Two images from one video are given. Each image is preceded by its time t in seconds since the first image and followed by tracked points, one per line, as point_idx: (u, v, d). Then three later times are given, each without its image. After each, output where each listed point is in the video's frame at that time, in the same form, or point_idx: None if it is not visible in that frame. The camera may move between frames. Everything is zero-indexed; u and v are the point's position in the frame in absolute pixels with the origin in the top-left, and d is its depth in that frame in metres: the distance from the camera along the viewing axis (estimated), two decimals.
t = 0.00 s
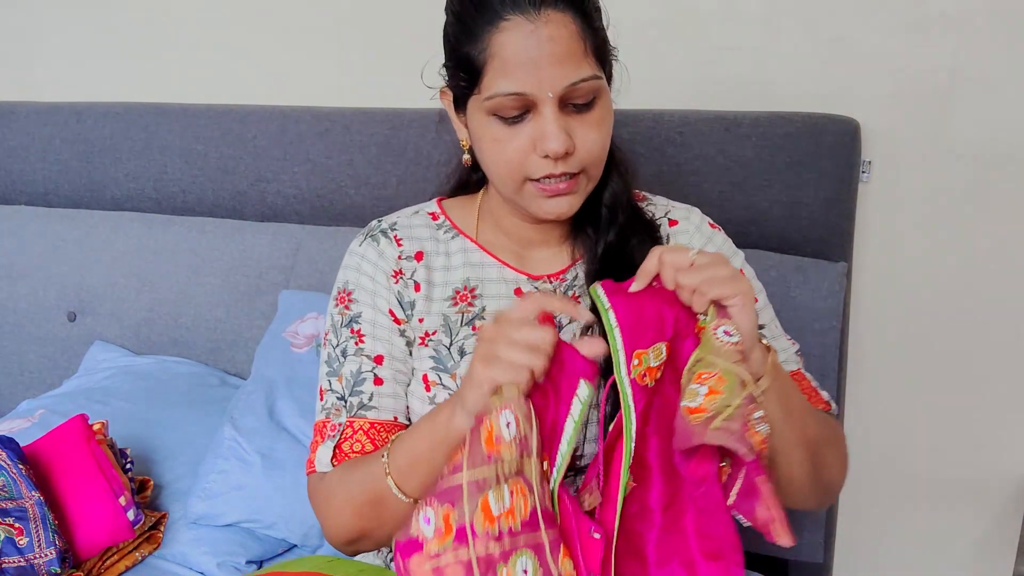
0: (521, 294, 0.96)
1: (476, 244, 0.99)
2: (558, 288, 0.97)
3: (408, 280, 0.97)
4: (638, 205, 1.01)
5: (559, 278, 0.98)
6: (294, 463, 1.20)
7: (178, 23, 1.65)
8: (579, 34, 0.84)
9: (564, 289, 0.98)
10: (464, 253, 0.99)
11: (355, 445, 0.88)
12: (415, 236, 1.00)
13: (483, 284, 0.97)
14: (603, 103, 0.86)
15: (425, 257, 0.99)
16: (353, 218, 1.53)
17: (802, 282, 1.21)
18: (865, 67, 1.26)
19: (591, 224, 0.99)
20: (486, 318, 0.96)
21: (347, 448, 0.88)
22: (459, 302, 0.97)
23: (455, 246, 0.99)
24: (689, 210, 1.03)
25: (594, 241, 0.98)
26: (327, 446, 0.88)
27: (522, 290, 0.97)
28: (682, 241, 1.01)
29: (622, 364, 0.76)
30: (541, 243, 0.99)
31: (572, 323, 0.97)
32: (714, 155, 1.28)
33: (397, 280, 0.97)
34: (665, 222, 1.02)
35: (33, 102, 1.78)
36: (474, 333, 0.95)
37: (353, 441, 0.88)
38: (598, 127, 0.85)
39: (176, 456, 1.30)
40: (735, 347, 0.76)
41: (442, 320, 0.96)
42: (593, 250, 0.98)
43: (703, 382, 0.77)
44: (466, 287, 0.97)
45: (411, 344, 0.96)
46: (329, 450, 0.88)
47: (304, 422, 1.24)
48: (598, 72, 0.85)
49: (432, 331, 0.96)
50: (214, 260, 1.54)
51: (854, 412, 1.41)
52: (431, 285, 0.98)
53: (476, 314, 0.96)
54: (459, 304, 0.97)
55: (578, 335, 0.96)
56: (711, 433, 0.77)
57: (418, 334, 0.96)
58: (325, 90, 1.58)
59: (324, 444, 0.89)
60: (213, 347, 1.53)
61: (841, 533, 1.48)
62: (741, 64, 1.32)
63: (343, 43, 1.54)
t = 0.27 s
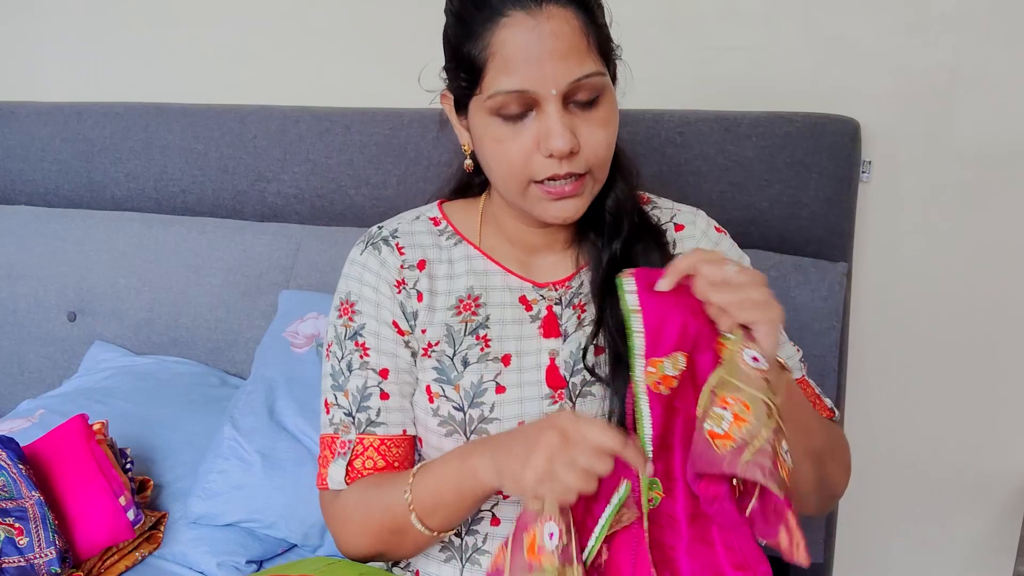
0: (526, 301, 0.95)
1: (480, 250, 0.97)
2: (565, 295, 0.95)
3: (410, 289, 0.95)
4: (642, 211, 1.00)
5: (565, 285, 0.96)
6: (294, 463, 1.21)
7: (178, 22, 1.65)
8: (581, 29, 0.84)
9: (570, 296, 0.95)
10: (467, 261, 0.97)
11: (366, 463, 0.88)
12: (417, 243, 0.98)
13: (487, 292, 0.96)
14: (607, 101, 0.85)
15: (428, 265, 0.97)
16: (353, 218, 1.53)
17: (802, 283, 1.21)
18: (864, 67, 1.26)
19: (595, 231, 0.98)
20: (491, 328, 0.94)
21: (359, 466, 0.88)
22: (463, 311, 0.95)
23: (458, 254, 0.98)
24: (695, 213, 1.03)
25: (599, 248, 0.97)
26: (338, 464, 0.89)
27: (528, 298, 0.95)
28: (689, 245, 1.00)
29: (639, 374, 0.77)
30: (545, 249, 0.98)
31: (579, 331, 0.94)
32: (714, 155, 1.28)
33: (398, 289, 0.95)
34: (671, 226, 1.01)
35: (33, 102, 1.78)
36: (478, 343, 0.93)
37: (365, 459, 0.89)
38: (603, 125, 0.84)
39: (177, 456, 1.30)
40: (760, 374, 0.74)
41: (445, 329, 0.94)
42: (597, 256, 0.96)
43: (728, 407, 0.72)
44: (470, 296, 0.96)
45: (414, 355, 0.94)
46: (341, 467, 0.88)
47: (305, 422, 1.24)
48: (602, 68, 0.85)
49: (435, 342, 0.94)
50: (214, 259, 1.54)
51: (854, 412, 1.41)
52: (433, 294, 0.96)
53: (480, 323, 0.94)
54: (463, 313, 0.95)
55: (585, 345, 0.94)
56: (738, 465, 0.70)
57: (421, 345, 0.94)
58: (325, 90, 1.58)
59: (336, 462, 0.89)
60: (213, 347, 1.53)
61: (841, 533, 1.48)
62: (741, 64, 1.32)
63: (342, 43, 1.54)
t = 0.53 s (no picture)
0: (528, 298, 0.94)
1: (481, 245, 0.96)
2: (566, 293, 0.95)
3: (412, 281, 0.94)
4: (644, 213, 1.00)
5: (567, 284, 0.96)
6: (293, 463, 1.20)
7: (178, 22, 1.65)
8: (584, 14, 0.84)
9: (571, 294, 0.95)
10: (470, 255, 0.96)
11: (345, 445, 0.82)
12: (421, 235, 0.97)
13: (489, 288, 0.95)
14: (606, 88, 0.86)
15: (430, 258, 0.96)
16: (353, 218, 1.53)
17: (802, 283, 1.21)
18: (864, 66, 1.26)
19: (594, 231, 0.98)
20: (492, 324, 0.94)
21: (336, 449, 0.81)
22: (465, 306, 0.94)
23: (461, 248, 0.97)
24: (697, 211, 1.02)
25: (599, 249, 0.96)
26: (316, 444, 0.82)
27: (529, 295, 0.94)
28: (690, 244, 1.00)
29: (699, 383, 0.75)
30: (545, 246, 0.97)
31: (579, 330, 0.94)
32: (714, 154, 1.27)
33: (400, 280, 0.93)
34: (673, 225, 1.01)
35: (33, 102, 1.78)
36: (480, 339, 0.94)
37: (344, 441, 0.82)
38: (601, 110, 0.84)
39: (177, 455, 1.30)
40: (851, 390, 0.74)
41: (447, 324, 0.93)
42: (597, 257, 0.96)
43: (829, 427, 0.72)
44: (471, 291, 0.95)
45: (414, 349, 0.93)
46: (318, 448, 0.82)
47: (305, 421, 1.24)
48: (601, 55, 0.85)
49: (436, 336, 0.93)
50: (214, 259, 1.54)
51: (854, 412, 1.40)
52: (435, 286, 0.95)
53: (482, 318, 0.94)
54: (464, 309, 0.94)
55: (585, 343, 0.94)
56: (852, 484, 0.71)
57: (422, 339, 0.93)
58: (325, 90, 1.58)
59: (314, 442, 0.82)
60: (213, 347, 1.53)
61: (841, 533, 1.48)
62: (741, 63, 1.32)
63: (342, 43, 1.54)
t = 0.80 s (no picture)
0: (534, 290, 0.92)
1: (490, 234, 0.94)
2: (572, 286, 0.94)
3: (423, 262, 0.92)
4: (649, 211, 0.99)
5: (573, 277, 0.94)
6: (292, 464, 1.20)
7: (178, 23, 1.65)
8: (601, 11, 0.85)
9: (577, 288, 0.94)
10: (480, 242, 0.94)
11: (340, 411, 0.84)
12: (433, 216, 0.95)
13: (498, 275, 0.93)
14: (616, 86, 0.86)
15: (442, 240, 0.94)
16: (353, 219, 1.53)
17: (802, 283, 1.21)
18: (864, 66, 1.26)
19: (601, 229, 0.96)
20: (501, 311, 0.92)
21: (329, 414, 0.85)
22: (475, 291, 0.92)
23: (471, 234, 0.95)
24: (699, 211, 1.00)
25: (606, 247, 0.95)
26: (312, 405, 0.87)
27: (536, 287, 0.93)
28: (693, 242, 0.97)
29: (746, 408, 0.73)
30: (554, 241, 0.95)
31: (586, 323, 0.93)
32: (714, 154, 1.27)
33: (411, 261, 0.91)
34: (675, 224, 0.99)
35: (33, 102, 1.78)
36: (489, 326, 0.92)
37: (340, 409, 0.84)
38: (610, 107, 0.84)
39: (176, 455, 1.30)
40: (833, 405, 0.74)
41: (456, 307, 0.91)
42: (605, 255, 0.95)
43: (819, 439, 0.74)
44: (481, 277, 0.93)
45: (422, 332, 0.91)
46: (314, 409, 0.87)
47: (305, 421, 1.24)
48: (614, 53, 0.86)
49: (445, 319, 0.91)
50: (214, 260, 1.54)
51: (854, 411, 1.40)
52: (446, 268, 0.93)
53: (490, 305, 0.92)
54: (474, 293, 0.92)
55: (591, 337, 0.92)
56: (841, 488, 0.74)
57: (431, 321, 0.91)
58: (325, 91, 1.58)
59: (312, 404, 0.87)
60: (213, 347, 1.53)
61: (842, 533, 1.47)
62: (741, 64, 1.32)
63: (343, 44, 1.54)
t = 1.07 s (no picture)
0: (541, 283, 0.93)
1: (502, 224, 0.95)
2: (579, 282, 0.94)
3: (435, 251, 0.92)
4: (659, 213, 1.01)
5: (580, 273, 0.95)
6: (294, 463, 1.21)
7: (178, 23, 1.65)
8: (620, 11, 0.86)
9: (584, 283, 0.94)
10: (493, 232, 0.95)
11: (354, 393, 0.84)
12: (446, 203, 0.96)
13: (508, 264, 0.93)
14: (633, 85, 0.86)
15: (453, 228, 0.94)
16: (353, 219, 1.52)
17: (802, 283, 1.21)
18: (864, 67, 1.26)
19: (611, 228, 0.97)
20: (511, 299, 0.92)
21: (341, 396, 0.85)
22: (486, 279, 0.93)
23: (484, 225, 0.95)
24: (705, 215, 1.01)
25: (616, 246, 0.96)
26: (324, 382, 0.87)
27: (543, 280, 0.93)
28: (699, 245, 0.99)
29: (683, 420, 0.74)
30: (563, 238, 0.97)
31: (591, 320, 0.93)
32: (714, 155, 1.28)
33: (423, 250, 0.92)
34: (682, 226, 1.00)
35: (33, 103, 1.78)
36: (499, 314, 0.91)
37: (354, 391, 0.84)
38: (626, 105, 0.84)
39: (177, 455, 1.30)
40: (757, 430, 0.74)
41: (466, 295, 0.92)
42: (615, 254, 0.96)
43: (734, 457, 0.73)
44: (493, 266, 0.93)
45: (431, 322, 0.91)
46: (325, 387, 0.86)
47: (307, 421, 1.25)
48: (632, 53, 0.86)
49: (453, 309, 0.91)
50: (214, 260, 1.54)
51: (854, 412, 1.41)
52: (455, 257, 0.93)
53: (502, 292, 0.92)
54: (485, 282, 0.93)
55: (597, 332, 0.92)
56: (745, 509, 0.73)
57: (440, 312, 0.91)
58: (325, 91, 1.58)
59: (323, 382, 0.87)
60: (213, 348, 1.53)
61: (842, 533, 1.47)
62: (741, 64, 1.32)
63: (343, 44, 1.54)
